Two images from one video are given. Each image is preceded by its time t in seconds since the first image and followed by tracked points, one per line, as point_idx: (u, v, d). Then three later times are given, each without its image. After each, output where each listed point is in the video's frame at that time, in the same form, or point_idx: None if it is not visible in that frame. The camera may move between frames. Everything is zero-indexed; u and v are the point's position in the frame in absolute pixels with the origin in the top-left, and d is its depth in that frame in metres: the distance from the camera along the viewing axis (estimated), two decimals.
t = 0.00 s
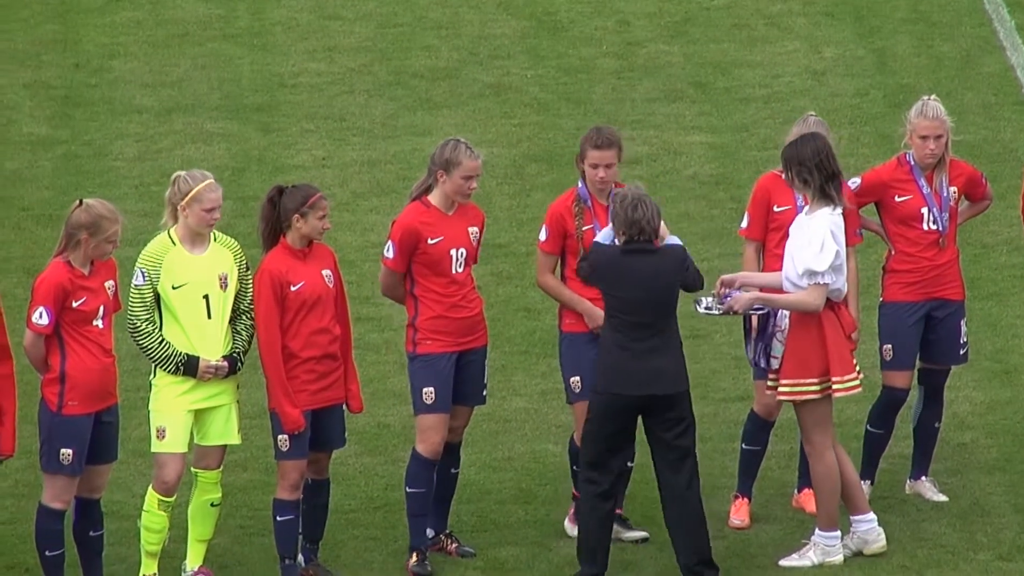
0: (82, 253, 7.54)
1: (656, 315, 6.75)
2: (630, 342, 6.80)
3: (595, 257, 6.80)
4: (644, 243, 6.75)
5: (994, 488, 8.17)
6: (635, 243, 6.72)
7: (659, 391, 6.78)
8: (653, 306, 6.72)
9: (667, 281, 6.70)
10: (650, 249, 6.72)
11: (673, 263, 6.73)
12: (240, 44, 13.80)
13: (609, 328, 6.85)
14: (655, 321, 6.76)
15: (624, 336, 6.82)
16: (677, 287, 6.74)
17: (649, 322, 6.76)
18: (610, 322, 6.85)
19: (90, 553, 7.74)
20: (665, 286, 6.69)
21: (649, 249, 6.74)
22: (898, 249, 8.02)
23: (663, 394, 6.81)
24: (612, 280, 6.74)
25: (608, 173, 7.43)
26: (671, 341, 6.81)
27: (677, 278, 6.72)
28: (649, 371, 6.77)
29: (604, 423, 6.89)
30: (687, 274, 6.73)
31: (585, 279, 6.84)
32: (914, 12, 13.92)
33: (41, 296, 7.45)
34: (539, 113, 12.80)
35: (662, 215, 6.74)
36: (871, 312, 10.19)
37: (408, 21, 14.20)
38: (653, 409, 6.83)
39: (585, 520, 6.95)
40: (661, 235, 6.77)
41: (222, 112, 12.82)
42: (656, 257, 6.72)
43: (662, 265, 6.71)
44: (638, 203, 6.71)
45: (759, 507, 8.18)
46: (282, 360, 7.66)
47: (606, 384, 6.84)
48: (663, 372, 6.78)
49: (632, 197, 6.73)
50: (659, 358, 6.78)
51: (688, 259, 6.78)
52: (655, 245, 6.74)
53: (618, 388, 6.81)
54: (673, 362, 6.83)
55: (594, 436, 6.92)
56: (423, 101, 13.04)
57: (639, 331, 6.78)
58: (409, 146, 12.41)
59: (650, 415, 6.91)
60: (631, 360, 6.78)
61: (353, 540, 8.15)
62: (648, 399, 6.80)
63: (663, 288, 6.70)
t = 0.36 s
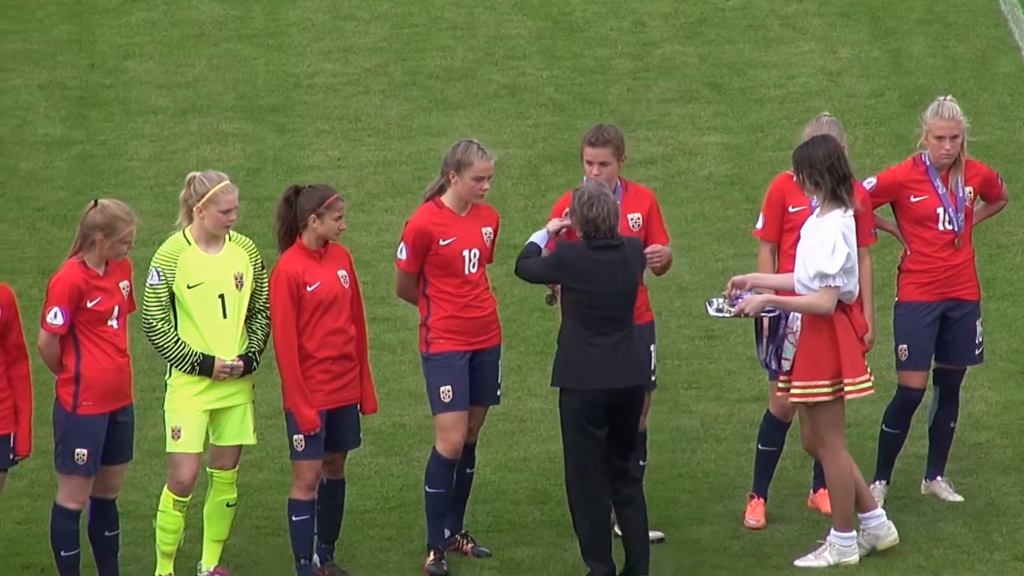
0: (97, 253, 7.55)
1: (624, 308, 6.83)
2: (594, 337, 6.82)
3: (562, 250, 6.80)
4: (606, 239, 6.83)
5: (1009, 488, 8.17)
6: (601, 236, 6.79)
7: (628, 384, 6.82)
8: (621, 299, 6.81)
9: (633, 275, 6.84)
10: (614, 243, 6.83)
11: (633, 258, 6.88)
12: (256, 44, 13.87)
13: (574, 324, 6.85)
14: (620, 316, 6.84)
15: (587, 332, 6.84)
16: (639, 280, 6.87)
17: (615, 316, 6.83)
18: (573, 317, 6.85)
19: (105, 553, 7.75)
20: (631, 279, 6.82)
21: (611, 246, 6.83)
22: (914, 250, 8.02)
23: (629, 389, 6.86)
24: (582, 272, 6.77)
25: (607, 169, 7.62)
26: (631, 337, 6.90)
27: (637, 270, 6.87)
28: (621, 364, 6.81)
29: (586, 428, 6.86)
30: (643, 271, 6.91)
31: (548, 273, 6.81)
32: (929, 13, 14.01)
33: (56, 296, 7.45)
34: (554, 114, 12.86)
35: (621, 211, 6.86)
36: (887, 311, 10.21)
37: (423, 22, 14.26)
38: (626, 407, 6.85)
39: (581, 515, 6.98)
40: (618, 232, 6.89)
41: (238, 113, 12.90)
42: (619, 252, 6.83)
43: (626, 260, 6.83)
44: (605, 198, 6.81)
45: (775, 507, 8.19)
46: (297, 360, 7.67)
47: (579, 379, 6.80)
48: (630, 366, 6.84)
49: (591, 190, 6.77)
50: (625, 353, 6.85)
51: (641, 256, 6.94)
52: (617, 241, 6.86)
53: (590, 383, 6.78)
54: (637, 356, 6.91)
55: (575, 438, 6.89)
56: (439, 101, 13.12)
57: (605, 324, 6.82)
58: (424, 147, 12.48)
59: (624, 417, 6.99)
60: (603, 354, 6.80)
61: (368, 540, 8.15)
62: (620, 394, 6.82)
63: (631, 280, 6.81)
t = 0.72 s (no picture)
0: (122, 256, 7.58)
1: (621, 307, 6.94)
2: (593, 337, 6.92)
3: (564, 252, 6.84)
4: (607, 242, 6.89)
5: None
6: (600, 239, 6.85)
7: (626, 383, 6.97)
8: (621, 300, 6.92)
9: (631, 277, 6.95)
10: (613, 245, 6.89)
11: (630, 259, 6.98)
12: (281, 47, 14.03)
13: (574, 324, 6.92)
14: (618, 316, 6.95)
15: (586, 331, 6.93)
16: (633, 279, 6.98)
17: (614, 316, 6.94)
18: (572, 317, 6.92)
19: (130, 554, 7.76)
20: (629, 280, 6.92)
21: (611, 249, 6.89)
22: (939, 252, 8.02)
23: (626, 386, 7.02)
24: (585, 274, 6.83)
25: (621, 172, 7.66)
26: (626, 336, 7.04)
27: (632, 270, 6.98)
28: (616, 366, 6.95)
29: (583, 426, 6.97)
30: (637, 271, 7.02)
31: (549, 274, 6.85)
32: (954, 15, 14.16)
33: (81, 298, 7.48)
34: (579, 116, 13.02)
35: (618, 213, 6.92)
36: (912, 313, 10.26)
37: (449, 24, 14.44)
38: (624, 406, 7.00)
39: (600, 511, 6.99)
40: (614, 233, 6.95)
41: (263, 115, 13.06)
42: (618, 253, 6.91)
43: (625, 262, 6.92)
44: (604, 200, 6.86)
45: (800, 509, 8.20)
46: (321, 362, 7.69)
47: (581, 378, 6.90)
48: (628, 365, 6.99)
49: (593, 192, 6.84)
50: (621, 351, 6.99)
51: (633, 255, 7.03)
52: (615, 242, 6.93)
53: (591, 382, 6.90)
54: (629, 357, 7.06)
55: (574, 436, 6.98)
56: (464, 103, 13.30)
57: (604, 325, 6.93)
58: (449, 149, 12.66)
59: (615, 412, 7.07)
60: (603, 355, 6.92)
61: (393, 542, 8.17)
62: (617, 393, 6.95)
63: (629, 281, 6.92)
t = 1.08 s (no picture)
0: (152, 255, 7.56)
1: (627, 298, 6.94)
2: (599, 326, 6.92)
3: (567, 241, 6.87)
4: (611, 234, 6.90)
5: None
6: (603, 229, 6.87)
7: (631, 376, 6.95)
8: (625, 289, 6.93)
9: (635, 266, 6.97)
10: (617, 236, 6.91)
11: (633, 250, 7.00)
12: (310, 47, 14.50)
13: (581, 314, 6.91)
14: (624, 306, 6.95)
15: (594, 322, 6.91)
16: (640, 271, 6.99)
17: (620, 306, 6.94)
18: (577, 308, 6.92)
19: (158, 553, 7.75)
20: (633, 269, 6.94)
21: (615, 240, 6.91)
22: (968, 252, 8.03)
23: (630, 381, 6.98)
24: (587, 262, 6.84)
25: (646, 173, 7.52)
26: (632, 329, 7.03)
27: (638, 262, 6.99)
28: (622, 354, 6.94)
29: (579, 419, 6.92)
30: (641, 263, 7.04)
31: (553, 263, 6.87)
32: (983, 16, 14.47)
33: (110, 297, 7.47)
34: (608, 115, 13.35)
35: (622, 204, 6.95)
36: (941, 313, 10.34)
37: (477, 24, 14.91)
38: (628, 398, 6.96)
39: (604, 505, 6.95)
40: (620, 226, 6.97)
41: (291, 114, 13.49)
42: (621, 243, 6.94)
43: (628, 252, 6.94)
44: (602, 189, 6.92)
45: (828, 509, 8.22)
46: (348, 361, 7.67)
47: (586, 368, 6.88)
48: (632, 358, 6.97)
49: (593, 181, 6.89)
50: (627, 342, 6.97)
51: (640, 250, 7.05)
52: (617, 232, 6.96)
53: (596, 373, 6.86)
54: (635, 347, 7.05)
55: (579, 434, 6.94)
56: (492, 103, 13.68)
57: (611, 314, 6.92)
58: (478, 148, 13.00)
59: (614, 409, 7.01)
60: (609, 345, 6.90)
61: (421, 540, 8.18)
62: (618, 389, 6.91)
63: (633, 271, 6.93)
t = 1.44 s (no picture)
0: (176, 249, 7.56)
1: (629, 301, 6.88)
2: (601, 328, 6.87)
3: (563, 247, 6.84)
4: (608, 235, 6.89)
5: None
6: (599, 229, 6.85)
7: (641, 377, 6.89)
8: (627, 290, 6.86)
9: (637, 266, 6.89)
10: (615, 237, 6.89)
11: (635, 250, 6.93)
12: (335, 40, 14.55)
13: (583, 318, 6.87)
14: (627, 308, 6.89)
15: (595, 325, 6.87)
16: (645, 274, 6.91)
17: (623, 307, 6.88)
18: (580, 312, 6.88)
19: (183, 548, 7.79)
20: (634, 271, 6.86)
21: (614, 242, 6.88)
22: (992, 247, 8.02)
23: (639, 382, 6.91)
24: (584, 264, 6.81)
25: (671, 171, 7.54)
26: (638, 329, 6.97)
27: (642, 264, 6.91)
28: (626, 357, 6.87)
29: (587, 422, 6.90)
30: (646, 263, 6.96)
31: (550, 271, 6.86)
32: (1010, 10, 14.47)
33: (135, 291, 7.46)
34: (633, 110, 13.44)
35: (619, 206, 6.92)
36: (965, 308, 10.40)
37: (502, 18, 14.95)
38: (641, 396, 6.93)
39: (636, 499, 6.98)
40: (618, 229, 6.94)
41: (316, 108, 13.61)
42: (619, 244, 6.89)
43: (627, 254, 6.88)
44: (596, 189, 6.88)
45: (852, 504, 8.25)
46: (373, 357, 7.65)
47: (588, 370, 6.82)
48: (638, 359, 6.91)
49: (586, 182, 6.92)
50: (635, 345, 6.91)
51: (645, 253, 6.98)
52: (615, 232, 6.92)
53: (597, 375, 6.82)
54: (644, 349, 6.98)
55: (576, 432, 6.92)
56: (517, 97, 13.76)
57: (614, 315, 6.87)
58: (503, 143, 13.10)
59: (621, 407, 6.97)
60: (610, 347, 6.84)
61: (446, 535, 8.20)
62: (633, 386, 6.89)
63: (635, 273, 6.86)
